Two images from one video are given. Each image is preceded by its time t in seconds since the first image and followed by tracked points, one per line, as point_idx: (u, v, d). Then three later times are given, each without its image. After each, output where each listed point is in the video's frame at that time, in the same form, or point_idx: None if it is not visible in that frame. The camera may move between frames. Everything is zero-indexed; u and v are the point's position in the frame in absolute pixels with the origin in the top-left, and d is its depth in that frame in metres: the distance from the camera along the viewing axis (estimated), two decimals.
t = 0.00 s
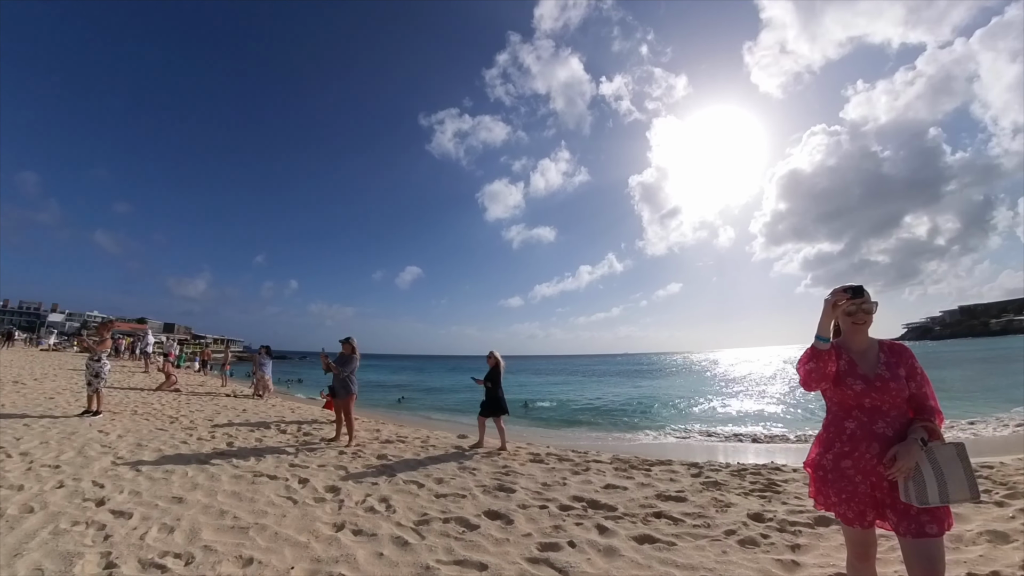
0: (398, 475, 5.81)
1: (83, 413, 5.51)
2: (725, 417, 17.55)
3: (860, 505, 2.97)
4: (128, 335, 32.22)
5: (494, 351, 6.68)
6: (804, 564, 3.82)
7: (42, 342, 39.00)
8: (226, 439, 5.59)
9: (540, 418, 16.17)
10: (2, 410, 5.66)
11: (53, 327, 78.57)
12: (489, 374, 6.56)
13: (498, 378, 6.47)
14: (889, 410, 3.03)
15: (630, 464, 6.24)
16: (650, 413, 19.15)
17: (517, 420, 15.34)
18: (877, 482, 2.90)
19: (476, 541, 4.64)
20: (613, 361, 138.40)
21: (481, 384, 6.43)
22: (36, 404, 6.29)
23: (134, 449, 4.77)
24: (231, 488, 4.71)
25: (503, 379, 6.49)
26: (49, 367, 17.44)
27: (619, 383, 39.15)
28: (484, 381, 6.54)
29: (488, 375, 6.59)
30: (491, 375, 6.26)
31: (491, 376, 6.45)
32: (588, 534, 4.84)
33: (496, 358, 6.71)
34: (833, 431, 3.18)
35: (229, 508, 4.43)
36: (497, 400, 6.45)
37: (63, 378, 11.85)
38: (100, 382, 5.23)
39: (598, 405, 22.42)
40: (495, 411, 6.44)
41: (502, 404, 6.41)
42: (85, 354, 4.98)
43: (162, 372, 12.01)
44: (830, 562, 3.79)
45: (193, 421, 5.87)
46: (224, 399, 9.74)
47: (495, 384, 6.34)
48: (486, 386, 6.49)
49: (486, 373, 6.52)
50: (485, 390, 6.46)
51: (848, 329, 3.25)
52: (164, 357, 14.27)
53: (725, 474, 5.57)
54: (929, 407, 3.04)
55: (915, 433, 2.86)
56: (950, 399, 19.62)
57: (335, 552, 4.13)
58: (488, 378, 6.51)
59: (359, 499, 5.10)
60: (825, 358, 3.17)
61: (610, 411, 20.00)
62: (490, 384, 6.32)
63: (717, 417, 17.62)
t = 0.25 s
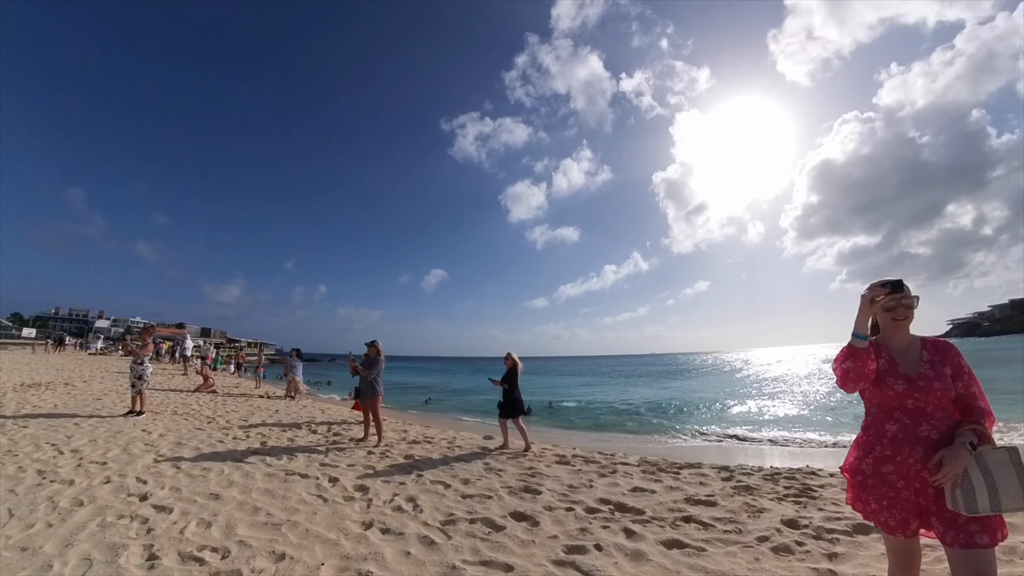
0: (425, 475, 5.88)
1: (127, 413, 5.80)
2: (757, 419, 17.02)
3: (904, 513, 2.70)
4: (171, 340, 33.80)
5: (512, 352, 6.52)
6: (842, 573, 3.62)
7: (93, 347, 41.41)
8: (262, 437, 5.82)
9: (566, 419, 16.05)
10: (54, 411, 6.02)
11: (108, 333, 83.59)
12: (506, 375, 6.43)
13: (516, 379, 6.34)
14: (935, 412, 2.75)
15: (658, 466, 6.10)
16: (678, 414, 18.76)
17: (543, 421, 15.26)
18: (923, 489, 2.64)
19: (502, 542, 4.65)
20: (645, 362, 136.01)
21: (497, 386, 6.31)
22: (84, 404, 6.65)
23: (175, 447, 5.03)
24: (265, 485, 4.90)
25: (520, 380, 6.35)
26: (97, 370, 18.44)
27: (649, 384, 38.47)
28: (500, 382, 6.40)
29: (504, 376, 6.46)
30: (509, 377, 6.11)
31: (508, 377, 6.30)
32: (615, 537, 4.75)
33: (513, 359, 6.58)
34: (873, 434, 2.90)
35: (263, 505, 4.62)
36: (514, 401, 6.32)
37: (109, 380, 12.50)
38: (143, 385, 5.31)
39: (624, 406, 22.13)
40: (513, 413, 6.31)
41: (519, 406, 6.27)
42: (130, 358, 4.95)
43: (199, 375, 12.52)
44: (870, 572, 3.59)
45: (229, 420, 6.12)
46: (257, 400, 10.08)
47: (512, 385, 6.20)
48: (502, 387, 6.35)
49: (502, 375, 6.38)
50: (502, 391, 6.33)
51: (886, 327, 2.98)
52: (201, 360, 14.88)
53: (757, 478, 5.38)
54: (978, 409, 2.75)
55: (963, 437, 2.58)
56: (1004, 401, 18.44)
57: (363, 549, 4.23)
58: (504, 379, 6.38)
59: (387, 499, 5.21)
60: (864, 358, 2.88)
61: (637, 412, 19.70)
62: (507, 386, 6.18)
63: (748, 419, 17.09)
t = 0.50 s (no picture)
0: (454, 476, 5.92)
1: (172, 413, 6.12)
2: (797, 422, 16.33)
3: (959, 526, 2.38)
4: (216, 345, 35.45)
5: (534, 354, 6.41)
6: None
7: (146, 353, 43.96)
8: (297, 437, 6.03)
9: (597, 420, 15.85)
10: (108, 411, 6.43)
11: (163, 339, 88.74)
12: (527, 376, 6.34)
13: (537, 380, 6.24)
14: (994, 413, 2.40)
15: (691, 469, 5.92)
16: (712, 416, 18.22)
17: (573, 423, 15.12)
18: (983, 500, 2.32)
19: (531, 545, 4.62)
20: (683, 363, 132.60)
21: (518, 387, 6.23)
22: (134, 405, 7.04)
23: (217, 446, 5.28)
24: (300, 484, 5.08)
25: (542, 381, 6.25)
26: (147, 374, 19.53)
27: (684, 385, 37.49)
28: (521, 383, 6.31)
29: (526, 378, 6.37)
30: (530, 378, 6.02)
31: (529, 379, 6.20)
32: (646, 542, 4.63)
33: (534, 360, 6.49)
34: (922, 437, 2.56)
35: (298, 503, 4.78)
36: (536, 402, 6.20)
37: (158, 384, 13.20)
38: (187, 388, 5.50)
39: (656, 409, 21.69)
40: (534, 415, 6.21)
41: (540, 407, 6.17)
42: (174, 362, 5.11)
43: (239, 378, 13.07)
44: None
45: (267, 421, 6.37)
46: (292, 401, 10.43)
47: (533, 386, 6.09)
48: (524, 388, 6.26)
49: (523, 376, 6.29)
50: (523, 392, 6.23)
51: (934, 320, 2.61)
52: (242, 363, 15.55)
53: (796, 483, 5.15)
54: None
55: None
56: None
57: (393, 548, 4.31)
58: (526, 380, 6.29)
59: (417, 499, 5.29)
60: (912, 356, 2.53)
61: (670, 414, 19.27)
62: (528, 387, 6.08)
63: (787, 422, 16.43)
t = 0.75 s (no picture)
0: (482, 477, 5.92)
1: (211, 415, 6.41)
2: (838, 424, 15.59)
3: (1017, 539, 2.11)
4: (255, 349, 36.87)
5: (557, 355, 6.31)
6: None
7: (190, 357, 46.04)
8: (329, 438, 6.21)
9: (627, 422, 15.56)
10: (153, 412, 6.78)
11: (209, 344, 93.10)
12: (550, 377, 6.24)
13: (560, 381, 6.12)
14: None
15: (724, 473, 5.73)
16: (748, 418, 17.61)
17: (602, 424, 14.90)
18: None
19: (559, 548, 4.58)
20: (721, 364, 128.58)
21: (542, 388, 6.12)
22: (176, 407, 7.40)
23: (253, 446, 5.50)
24: (332, 484, 5.23)
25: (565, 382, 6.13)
26: (189, 376, 20.43)
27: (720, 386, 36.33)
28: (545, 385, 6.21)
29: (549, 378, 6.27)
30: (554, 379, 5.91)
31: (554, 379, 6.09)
32: (677, 548, 4.48)
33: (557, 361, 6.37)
34: (976, 441, 2.30)
35: (330, 502, 4.93)
36: (560, 404, 6.08)
37: (200, 386, 13.83)
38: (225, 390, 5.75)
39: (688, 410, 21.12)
40: (557, 417, 6.09)
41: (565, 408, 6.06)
42: (212, 366, 5.36)
43: (275, 381, 13.53)
44: None
45: (300, 422, 6.58)
46: (325, 403, 10.73)
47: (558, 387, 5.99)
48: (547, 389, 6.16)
49: (546, 377, 6.18)
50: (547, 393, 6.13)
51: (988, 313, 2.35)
52: (277, 366, 16.08)
53: (835, 489, 4.90)
54: None
55: None
56: None
57: (422, 548, 4.37)
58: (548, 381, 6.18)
59: (445, 500, 5.35)
60: (963, 356, 2.30)
61: (703, 416, 18.72)
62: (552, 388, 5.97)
63: (828, 424, 15.69)
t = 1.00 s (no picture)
0: (511, 480, 5.85)
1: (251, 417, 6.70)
2: (888, 428, 14.69)
3: None
4: (292, 353, 38.13)
5: (581, 357, 6.28)
6: None
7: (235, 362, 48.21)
8: (363, 439, 6.37)
9: (661, 425, 15.19)
10: (198, 414, 7.15)
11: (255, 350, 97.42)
12: (575, 380, 6.19)
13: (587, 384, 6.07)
14: None
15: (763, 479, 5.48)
16: (789, 422, 16.83)
17: (635, 427, 14.59)
18: None
19: (589, 552, 4.49)
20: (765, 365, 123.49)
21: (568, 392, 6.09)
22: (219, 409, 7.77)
23: (290, 447, 5.72)
24: (365, 484, 5.37)
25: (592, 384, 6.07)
26: (231, 380, 21.34)
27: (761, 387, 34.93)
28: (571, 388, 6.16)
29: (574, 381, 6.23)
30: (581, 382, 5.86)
31: (580, 383, 6.04)
32: (712, 556, 4.27)
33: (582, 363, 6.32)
34: None
35: (363, 502, 5.06)
36: (587, 407, 6.02)
37: (240, 389, 14.43)
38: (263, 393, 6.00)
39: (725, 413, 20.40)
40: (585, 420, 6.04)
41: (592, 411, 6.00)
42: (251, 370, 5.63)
43: (311, 384, 13.97)
44: None
45: (335, 424, 6.79)
46: (357, 406, 11.00)
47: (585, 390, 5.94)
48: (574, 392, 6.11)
49: (572, 379, 6.14)
50: (574, 396, 6.09)
51: None
52: (312, 370, 16.60)
53: (883, 497, 4.61)
54: None
55: None
56: None
57: (452, 549, 4.42)
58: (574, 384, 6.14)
59: (475, 502, 5.36)
60: None
61: (740, 420, 18.04)
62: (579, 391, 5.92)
63: (877, 428, 14.81)
